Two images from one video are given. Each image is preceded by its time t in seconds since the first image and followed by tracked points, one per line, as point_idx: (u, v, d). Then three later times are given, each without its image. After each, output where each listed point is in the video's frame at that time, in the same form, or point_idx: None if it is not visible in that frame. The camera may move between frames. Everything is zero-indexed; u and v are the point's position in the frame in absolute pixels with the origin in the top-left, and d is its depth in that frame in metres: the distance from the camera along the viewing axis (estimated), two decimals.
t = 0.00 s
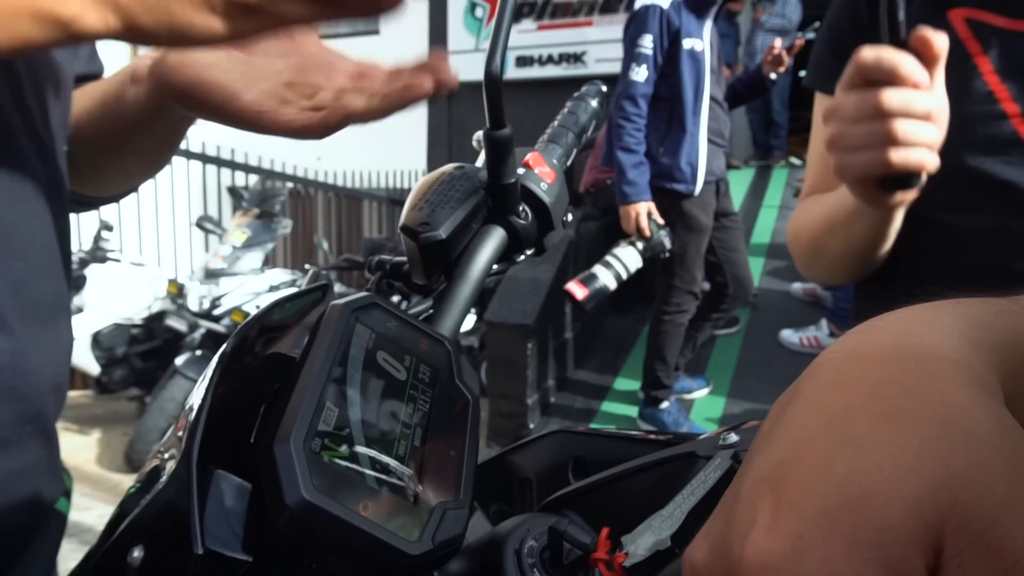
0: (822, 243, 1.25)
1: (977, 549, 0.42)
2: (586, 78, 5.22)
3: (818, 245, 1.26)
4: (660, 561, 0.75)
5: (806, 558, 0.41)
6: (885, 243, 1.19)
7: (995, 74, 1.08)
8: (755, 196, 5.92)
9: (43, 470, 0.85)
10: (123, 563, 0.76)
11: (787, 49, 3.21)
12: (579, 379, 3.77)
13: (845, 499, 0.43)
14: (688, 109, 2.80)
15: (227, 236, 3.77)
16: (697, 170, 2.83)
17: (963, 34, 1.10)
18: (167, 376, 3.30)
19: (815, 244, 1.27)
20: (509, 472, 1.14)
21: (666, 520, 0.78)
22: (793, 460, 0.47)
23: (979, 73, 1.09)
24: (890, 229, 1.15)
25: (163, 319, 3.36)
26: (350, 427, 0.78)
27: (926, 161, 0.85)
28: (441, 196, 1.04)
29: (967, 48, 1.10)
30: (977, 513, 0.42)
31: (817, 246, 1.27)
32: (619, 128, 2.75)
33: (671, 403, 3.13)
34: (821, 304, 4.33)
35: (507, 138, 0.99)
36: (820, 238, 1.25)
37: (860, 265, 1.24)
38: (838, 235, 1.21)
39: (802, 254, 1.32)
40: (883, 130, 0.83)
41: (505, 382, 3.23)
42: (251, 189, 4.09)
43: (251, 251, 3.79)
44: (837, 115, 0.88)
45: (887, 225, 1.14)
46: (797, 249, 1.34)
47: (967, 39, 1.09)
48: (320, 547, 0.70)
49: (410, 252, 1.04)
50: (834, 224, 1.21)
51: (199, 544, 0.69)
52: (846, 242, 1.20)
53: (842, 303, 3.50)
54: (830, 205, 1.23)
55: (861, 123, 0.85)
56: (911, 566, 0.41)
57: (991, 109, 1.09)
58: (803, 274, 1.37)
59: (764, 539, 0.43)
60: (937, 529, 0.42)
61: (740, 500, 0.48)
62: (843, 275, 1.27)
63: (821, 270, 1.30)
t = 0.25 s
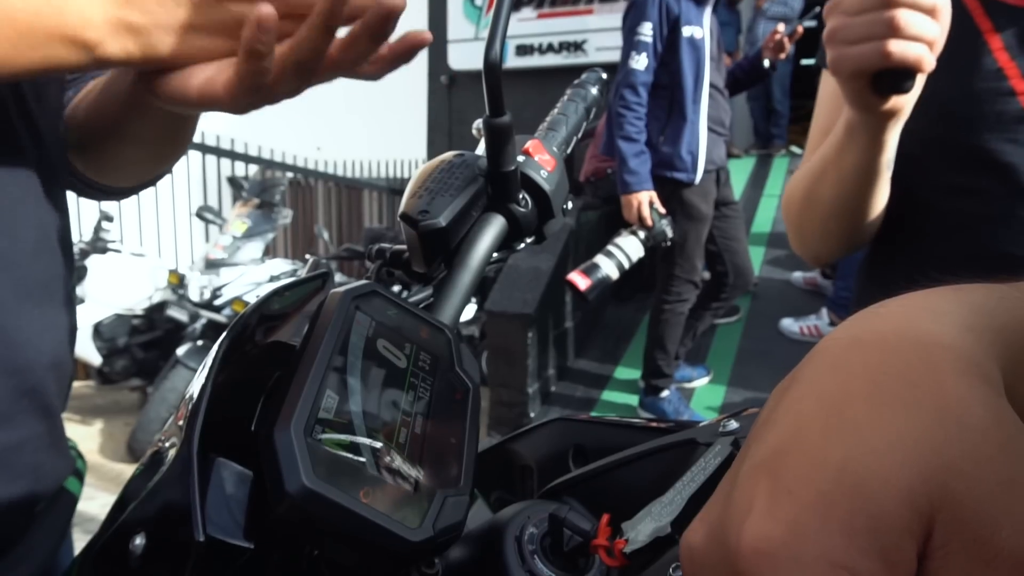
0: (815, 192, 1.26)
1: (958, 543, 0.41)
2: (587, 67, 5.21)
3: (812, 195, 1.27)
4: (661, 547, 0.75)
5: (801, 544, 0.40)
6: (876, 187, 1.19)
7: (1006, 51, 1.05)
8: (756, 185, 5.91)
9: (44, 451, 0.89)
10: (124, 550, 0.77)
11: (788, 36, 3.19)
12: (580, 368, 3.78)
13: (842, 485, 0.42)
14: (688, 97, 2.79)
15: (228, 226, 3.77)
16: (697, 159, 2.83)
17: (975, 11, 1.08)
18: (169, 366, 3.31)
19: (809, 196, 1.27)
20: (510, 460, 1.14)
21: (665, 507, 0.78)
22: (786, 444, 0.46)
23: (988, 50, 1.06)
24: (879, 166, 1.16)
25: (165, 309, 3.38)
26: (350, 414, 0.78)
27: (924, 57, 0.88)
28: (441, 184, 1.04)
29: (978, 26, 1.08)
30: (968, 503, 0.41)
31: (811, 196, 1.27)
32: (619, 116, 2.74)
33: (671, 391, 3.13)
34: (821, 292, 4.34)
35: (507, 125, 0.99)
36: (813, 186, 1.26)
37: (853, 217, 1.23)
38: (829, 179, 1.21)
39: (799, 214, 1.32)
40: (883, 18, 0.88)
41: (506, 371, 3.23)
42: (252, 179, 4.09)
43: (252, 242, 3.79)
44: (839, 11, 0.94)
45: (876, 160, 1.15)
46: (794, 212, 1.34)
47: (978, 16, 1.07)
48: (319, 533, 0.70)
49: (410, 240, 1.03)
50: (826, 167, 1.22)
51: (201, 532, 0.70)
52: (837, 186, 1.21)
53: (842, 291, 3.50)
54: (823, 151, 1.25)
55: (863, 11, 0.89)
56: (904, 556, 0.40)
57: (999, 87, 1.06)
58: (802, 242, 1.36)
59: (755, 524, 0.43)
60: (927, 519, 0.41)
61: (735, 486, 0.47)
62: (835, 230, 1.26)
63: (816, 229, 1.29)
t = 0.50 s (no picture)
0: (821, 169, 1.25)
1: (966, 526, 0.41)
2: (587, 55, 5.19)
3: (818, 172, 1.26)
4: (661, 533, 0.75)
5: (798, 531, 0.40)
6: (883, 160, 1.18)
7: (1018, 32, 1.06)
8: (757, 173, 5.90)
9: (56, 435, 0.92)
10: (127, 535, 0.77)
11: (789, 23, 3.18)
12: (580, 357, 3.78)
13: (835, 471, 0.42)
14: (689, 84, 2.78)
15: (228, 215, 3.77)
16: (698, 146, 2.82)
17: None
18: (170, 354, 3.32)
19: (815, 173, 1.27)
20: (510, 448, 1.14)
21: (665, 493, 0.78)
22: (784, 430, 0.46)
23: (1000, 30, 1.07)
24: (887, 137, 1.16)
25: (166, 298, 3.38)
26: (350, 401, 0.78)
27: (937, 16, 0.91)
28: (441, 170, 1.04)
29: (990, 5, 1.08)
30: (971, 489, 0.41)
31: (817, 173, 1.27)
32: (620, 104, 2.73)
33: (672, 379, 3.14)
34: (821, 281, 4.34)
35: (507, 111, 0.99)
36: (820, 162, 1.25)
37: (859, 194, 1.23)
38: (836, 153, 1.21)
39: (804, 195, 1.32)
40: None
41: (507, 359, 3.24)
42: (251, 168, 4.08)
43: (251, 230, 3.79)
44: None
45: (885, 130, 1.15)
46: (799, 193, 1.33)
47: None
48: (320, 519, 0.70)
49: (410, 227, 1.03)
50: (833, 141, 1.22)
51: (202, 518, 0.70)
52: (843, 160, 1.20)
53: (843, 280, 3.50)
54: (830, 127, 1.25)
55: None
56: (902, 540, 0.40)
57: (1010, 67, 1.06)
58: (807, 224, 1.35)
59: (751, 508, 0.43)
60: (927, 504, 0.41)
61: (733, 471, 0.47)
62: (841, 208, 1.25)
63: (821, 208, 1.28)
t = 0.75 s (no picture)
0: (824, 155, 1.27)
1: (975, 499, 0.39)
2: (588, 42, 5.16)
3: (821, 159, 1.27)
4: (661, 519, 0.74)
5: (796, 511, 0.40)
6: (885, 148, 1.19)
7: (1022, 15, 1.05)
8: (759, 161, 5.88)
9: (51, 422, 1.07)
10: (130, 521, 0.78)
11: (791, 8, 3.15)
12: (581, 345, 3.79)
13: (836, 454, 0.42)
14: (690, 71, 2.76)
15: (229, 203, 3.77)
16: (699, 134, 2.82)
17: None
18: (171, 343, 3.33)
19: (819, 160, 1.28)
20: (510, 435, 1.14)
21: (665, 480, 0.77)
22: (783, 415, 0.46)
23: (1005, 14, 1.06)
24: (889, 123, 1.17)
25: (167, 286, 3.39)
26: (350, 389, 0.79)
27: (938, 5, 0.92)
28: (441, 158, 1.04)
29: None
30: (977, 462, 0.40)
31: (820, 160, 1.28)
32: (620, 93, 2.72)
33: (671, 367, 3.14)
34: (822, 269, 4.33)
35: (507, 98, 0.99)
36: (823, 149, 1.26)
37: (861, 181, 1.23)
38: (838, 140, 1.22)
39: (809, 181, 1.33)
40: None
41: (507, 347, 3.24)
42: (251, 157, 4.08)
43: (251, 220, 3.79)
44: None
45: (887, 116, 1.16)
46: (804, 179, 1.34)
47: None
48: (319, 505, 0.71)
49: (409, 215, 1.03)
50: (836, 128, 1.24)
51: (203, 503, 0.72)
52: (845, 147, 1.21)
53: (844, 269, 3.49)
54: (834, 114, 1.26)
55: None
56: (902, 519, 0.40)
57: (1014, 51, 1.04)
58: (812, 211, 1.36)
59: (749, 490, 0.43)
60: (930, 484, 0.40)
61: (732, 454, 0.47)
62: (843, 194, 1.26)
63: (825, 194, 1.29)
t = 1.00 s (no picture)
0: (823, 149, 1.27)
1: (976, 482, 0.40)
2: (586, 31, 5.14)
3: (820, 153, 1.27)
4: (659, 505, 0.75)
5: (794, 492, 0.41)
6: (883, 142, 1.19)
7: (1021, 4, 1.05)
8: (757, 151, 5.88)
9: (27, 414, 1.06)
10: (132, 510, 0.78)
11: None
12: (579, 335, 3.80)
13: (834, 436, 0.42)
14: (687, 60, 2.75)
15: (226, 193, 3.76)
16: (697, 124, 2.81)
17: None
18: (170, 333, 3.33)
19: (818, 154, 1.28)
20: (509, 423, 1.15)
21: (663, 467, 0.77)
22: (781, 396, 0.46)
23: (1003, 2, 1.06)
24: (887, 119, 1.17)
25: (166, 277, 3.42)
26: (349, 376, 0.79)
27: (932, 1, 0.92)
28: (438, 145, 1.03)
29: None
30: (976, 446, 0.41)
31: (819, 153, 1.28)
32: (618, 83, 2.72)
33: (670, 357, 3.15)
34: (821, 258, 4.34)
35: (505, 85, 0.99)
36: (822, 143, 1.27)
37: (860, 174, 1.24)
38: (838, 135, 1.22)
39: (807, 174, 1.33)
40: None
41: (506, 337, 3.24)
42: (249, 147, 4.07)
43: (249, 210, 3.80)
44: None
45: (884, 112, 1.16)
46: (802, 172, 1.35)
47: None
48: (321, 493, 0.71)
49: (407, 203, 1.02)
50: (835, 123, 1.24)
51: (201, 493, 0.72)
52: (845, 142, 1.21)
53: (842, 258, 3.50)
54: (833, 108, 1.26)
55: None
56: (903, 500, 0.41)
57: (1012, 41, 1.06)
58: (809, 203, 1.36)
59: (746, 469, 0.43)
60: (928, 468, 0.41)
61: (731, 434, 0.47)
62: (842, 187, 1.26)
63: (824, 188, 1.30)
